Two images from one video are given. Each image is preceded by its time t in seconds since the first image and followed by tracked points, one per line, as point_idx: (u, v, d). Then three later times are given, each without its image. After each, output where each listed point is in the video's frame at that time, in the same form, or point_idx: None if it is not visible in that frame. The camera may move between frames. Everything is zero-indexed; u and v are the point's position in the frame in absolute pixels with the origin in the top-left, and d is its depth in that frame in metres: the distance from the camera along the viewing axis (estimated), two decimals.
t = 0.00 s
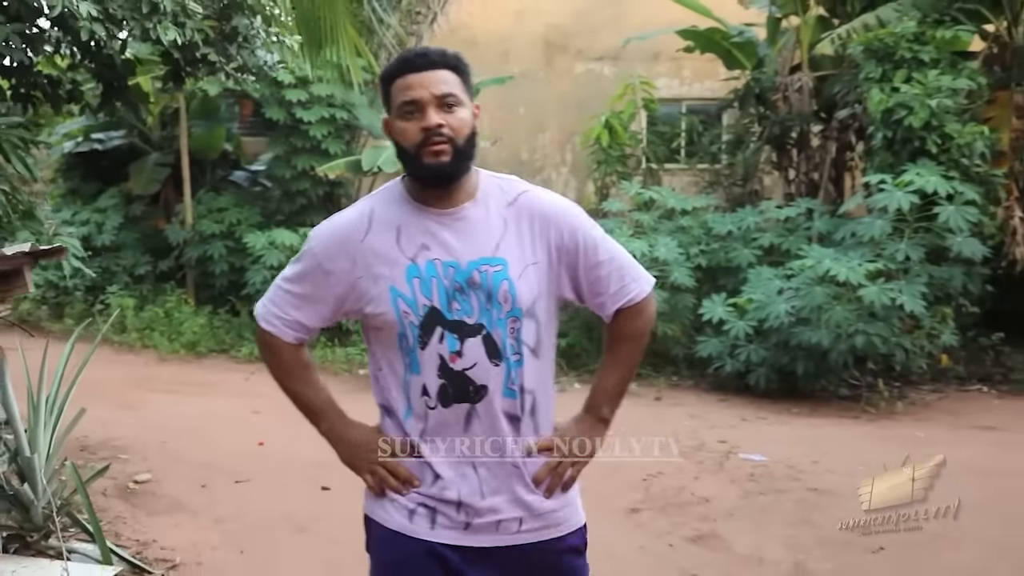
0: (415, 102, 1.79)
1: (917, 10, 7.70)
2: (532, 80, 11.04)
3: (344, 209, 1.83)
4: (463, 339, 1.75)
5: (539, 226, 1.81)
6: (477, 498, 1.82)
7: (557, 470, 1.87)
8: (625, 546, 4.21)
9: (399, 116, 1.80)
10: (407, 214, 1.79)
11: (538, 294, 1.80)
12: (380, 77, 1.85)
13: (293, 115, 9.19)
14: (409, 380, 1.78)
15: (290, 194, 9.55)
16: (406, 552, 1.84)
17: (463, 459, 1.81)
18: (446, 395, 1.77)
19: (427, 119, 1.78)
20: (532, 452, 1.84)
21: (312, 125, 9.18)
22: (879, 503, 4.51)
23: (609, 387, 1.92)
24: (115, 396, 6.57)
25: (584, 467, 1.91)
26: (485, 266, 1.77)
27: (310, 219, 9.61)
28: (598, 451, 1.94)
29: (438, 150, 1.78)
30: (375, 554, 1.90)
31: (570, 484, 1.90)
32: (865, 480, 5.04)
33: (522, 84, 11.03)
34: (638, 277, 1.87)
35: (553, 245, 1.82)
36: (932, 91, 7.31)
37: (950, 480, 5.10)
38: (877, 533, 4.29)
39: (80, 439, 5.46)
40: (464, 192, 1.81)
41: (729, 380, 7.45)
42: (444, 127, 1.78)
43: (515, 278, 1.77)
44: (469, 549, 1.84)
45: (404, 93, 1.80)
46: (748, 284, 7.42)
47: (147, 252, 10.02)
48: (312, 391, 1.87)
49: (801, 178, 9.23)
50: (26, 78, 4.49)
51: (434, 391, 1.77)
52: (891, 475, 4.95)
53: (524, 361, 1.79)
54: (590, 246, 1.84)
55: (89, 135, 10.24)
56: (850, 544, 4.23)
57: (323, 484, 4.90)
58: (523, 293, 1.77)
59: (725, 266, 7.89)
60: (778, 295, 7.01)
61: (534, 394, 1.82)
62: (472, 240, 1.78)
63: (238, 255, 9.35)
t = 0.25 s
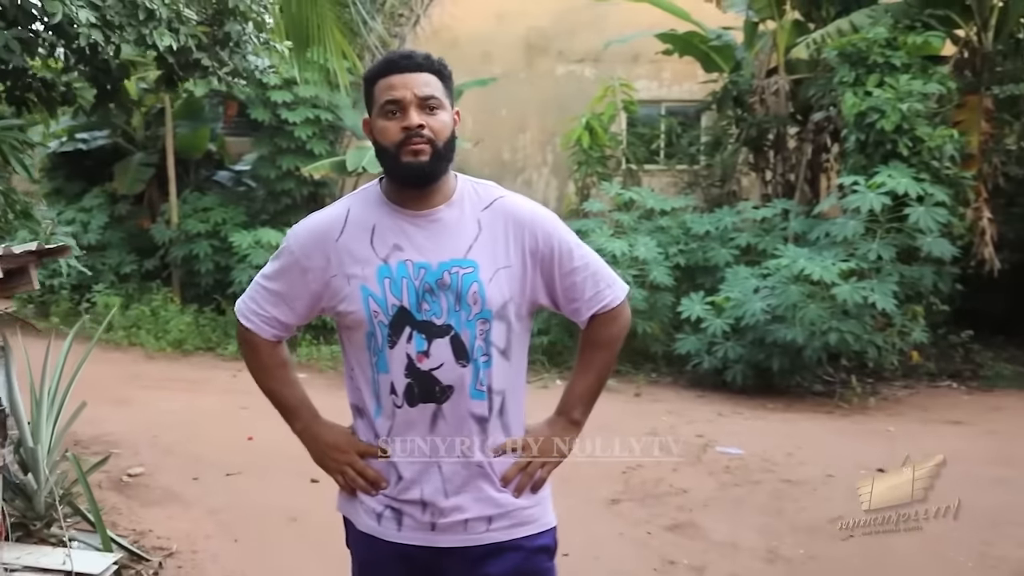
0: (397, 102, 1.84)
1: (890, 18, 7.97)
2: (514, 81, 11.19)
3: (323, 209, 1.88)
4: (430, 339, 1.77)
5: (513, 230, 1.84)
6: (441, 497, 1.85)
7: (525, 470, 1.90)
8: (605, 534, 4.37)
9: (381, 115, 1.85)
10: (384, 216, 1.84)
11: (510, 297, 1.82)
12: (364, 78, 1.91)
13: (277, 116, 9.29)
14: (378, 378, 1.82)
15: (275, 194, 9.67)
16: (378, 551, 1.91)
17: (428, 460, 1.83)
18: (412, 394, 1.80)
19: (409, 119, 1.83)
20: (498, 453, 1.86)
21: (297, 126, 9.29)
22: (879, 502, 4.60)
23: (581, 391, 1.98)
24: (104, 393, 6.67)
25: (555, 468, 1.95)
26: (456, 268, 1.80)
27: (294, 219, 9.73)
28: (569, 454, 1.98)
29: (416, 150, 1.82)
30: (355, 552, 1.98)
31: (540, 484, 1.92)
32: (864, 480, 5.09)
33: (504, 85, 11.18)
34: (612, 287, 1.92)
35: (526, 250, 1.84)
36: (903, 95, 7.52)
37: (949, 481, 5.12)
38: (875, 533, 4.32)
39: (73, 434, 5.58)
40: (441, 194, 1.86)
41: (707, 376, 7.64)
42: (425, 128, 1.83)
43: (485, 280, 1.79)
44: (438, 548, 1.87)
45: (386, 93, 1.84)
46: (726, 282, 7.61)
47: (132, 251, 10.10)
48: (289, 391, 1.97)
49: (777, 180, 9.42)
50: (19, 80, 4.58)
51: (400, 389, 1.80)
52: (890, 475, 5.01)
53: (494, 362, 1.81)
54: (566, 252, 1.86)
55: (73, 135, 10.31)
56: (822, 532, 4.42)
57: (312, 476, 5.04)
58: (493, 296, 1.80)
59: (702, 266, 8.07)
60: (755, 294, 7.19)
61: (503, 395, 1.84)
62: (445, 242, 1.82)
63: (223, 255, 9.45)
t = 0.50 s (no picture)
0: (402, 107, 1.88)
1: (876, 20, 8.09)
2: (507, 82, 11.33)
3: (331, 207, 1.96)
4: (420, 341, 1.84)
5: (513, 237, 1.87)
6: (423, 496, 1.91)
7: (510, 473, 1.93)
8: (599, 521, 4.52)
9: (387, 119, 1.90)
10: (387, 217, 1.89)
11: (504, 302, 1.86)
12: (373, 81, 1.95)
13: (275, 117, 9.42)
14: (371, 375, 1.89)
15: (272, 194, 9.81)
16: (368, 545, 2.00)
17: (412, 460, 1.90)
18: (400, 394, 1.87)
19: (413, 124, 1.88)
20: (483, 454, 1.91)
21: (293, 127, 9.43)
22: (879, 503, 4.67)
23: (577, 397, 1.98)
24: (107, 388, 6.81)
25: (545, 470, 1.97)
26: (450, 272, 1.84)
27: (291, 219, 9.86)
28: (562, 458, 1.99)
29: (420, 155, 1.87)
30: (352, 543, 2.08)
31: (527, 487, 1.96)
32: (864, 480, 5.12)
33: (497, 86, 11.32)
34: (612, 299, 1.93)
35: (525, 257, 1.87)
36: (890, 97, 7.68)
37: (951, 478, 5.11)
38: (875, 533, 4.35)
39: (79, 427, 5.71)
40: (443, 198, 1.89)
41: (698, 372, 7.79)
42: (429, 134, 1.87)
43: (477, 287, 1.84)
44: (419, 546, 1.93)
45: (393, 97, 1.89)
46: (716, 280, 7.76)
47: (131, 250, 10.22)
48: (295, 384, 2.07)
49: (767, 180, 9.58)
50: (27, 82, 4.71)
51: (389, 388, 1.87)
52: (890, 475, 5.04)
53: (484, 366, 1.86)
54: (566, 260, 1.88)
55: (71, 135, 10.43)
56: (808, 520, 4.57)
57: (314, 467, 5.18)
58: (485, 302, 1.84)
59: (694, 264, 8.22)
60: (744, 291, 7.34)
61: (492, 398, 1.89)
62: (442, 246, 1.86)
63: (221, 254, 9.57)
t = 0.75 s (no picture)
0: (420, 109, 1.89)
1: (865, 23, 8.23)
2: (503, 84, 11.47)
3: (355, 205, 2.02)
4: (421, 349, 1.85)
5: (524, 249, 1.84)
6: (418, 505, 1.92)
7: (505, 489, 1.91)
8: (596, 512, 4.67)
9: (406, 120, 1.91)
10: (403, 221, 1.92)
11: (509, 315, 1.83)
12: (394, 84, 1.97)
13: (275, 119, 9.50)
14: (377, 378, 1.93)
15: (271, 195, 9.94)
16: (366, 548, 2.04)
17: (409, 469, 1.91)
18: (399, 400, 1.89)
19: (431, 126, 1.89)
20: (478, 467, 1.89)
21: (293, 128, 9.55)
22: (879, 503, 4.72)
23: (582, 415, 1.93)
24: (112, 386, 6.94)
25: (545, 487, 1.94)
26: (456, 283, 1.85)
27: (290, 219, 10.00)
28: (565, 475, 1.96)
29: (436, 157, 1.87)
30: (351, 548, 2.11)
31: (523, 504, 1.93)
32: (863, 480, 5.17)
33: (493, 87, 11.46)
34: (630, 323, 1.87)
35: (535, 271, 1.84)
36: (879, 99, 7.82)
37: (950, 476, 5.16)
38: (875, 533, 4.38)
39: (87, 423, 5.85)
40: (458, 203, 1.89)
41: (692, 369, 7.94)
42: (446, 136, 1.88)
43: (482, 299, 1.83)
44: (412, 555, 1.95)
45: (412, 100, 1.90)
46: (709, 279, 7.91)
47: (131, 250, 10.35)
48: (312, 380, 2.16)
49: (760, 180, 9.75)
50: (40, 86, 4.82)
51: (391, 392, 1.90)
52: (889, 476, 5.11)
53: (483, 379, 1.85)
54: (581, 276, 1.84)
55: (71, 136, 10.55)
56: (798, 510, 4.73)
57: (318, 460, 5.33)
58: (487, 315, 1.82)
59: (687, 263, 8.37)
60: (737, 290, 7.49)
61: (493, 411, 1.87)
62: (450, 255, 1.87)
63: (221, 254, 9.70)
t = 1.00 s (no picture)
0: (442, 107, 1.86)
1: (857, 27, 8.37)
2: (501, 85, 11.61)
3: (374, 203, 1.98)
4: (438, 348, 1.82)
5: (542, 248, 1.80)
6: (433, 506, 1.89)
7: (524, 492, 1.88)
8: (596, 505, 4.80)
9: (428, 119, 1.88)
10: (421, 218, 1.88)
11: (528, 315, 1.79)
12: (416, 83, 1.95)
13: (276, 120, 9.63)
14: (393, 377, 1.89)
15: (273, 195, 10.07)
16: (368, 547, 1.99)
17: (425, 469, 1.88)
18: (415, 399, 1.86)
19: (453, 125, 1.86)
20: (497, 469, 1.87)
21: (295, 129, 9.63)
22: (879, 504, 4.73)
23: (599, 417, 1.87)
24: (120, 383, 7.08)
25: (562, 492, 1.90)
26: (474, 280, 1.81)
27: (292, 219, 10.13)
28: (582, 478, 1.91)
29: (458, 157, 1.84)
30: (349, 548, 2.06)
31: (540, 509, 1.90)
32: (864, 480, 5.18)
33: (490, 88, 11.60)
34: (650, 324, 1.81)
35: (554, 270, 1.79)
36: (871, 101, 7.99)
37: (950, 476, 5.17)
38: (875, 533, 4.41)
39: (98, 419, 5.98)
40: (478, 203, 1.86)
41: (688, 366, 8.06)
42: (468, 136, 1.85)
43: (500, 297, 1.79)
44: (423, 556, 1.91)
45: (434, 97, 1.87)
46: (705, 278, 8.05)
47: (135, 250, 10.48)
48: (326, 379, 2.12)
49: (755, 180, 9.88)
50: (52, 91, 4.89)
51: (405, 391, 1.86)
52: (890, 476, 5.13)
53: (500, 379, 1.82)
54: (600, 276, 1.79)
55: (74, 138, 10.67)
56: (792, 503, 4.87)
57: (324, 455, 5.45)
58: (506, 314, 1.79)
59: (683, 262, 8.52)
60: (732, 288, 7.63)
61: (511, 413, 1.84)
62: (469, 253, 1.83)
63: (223, 253, 9.83)
